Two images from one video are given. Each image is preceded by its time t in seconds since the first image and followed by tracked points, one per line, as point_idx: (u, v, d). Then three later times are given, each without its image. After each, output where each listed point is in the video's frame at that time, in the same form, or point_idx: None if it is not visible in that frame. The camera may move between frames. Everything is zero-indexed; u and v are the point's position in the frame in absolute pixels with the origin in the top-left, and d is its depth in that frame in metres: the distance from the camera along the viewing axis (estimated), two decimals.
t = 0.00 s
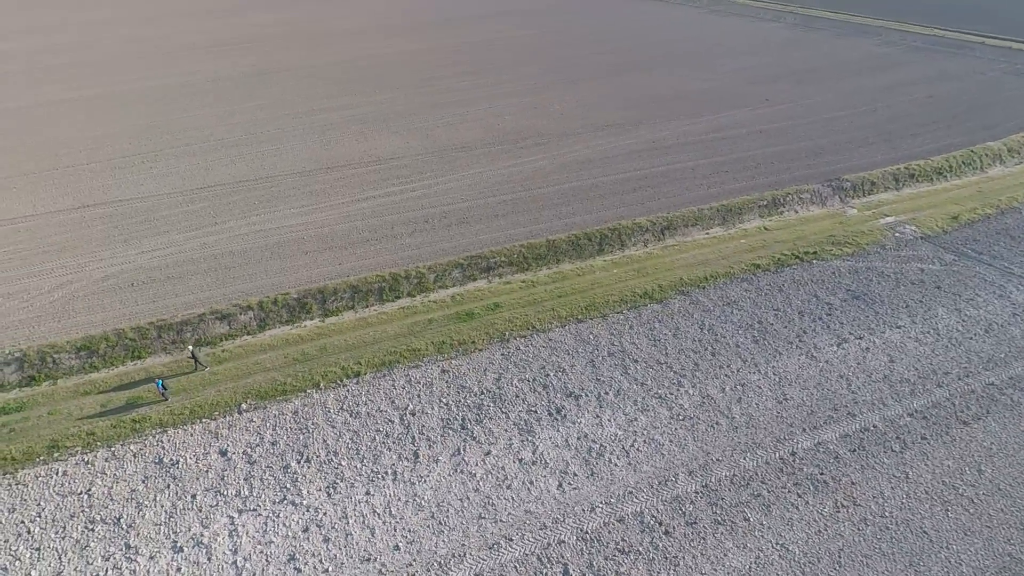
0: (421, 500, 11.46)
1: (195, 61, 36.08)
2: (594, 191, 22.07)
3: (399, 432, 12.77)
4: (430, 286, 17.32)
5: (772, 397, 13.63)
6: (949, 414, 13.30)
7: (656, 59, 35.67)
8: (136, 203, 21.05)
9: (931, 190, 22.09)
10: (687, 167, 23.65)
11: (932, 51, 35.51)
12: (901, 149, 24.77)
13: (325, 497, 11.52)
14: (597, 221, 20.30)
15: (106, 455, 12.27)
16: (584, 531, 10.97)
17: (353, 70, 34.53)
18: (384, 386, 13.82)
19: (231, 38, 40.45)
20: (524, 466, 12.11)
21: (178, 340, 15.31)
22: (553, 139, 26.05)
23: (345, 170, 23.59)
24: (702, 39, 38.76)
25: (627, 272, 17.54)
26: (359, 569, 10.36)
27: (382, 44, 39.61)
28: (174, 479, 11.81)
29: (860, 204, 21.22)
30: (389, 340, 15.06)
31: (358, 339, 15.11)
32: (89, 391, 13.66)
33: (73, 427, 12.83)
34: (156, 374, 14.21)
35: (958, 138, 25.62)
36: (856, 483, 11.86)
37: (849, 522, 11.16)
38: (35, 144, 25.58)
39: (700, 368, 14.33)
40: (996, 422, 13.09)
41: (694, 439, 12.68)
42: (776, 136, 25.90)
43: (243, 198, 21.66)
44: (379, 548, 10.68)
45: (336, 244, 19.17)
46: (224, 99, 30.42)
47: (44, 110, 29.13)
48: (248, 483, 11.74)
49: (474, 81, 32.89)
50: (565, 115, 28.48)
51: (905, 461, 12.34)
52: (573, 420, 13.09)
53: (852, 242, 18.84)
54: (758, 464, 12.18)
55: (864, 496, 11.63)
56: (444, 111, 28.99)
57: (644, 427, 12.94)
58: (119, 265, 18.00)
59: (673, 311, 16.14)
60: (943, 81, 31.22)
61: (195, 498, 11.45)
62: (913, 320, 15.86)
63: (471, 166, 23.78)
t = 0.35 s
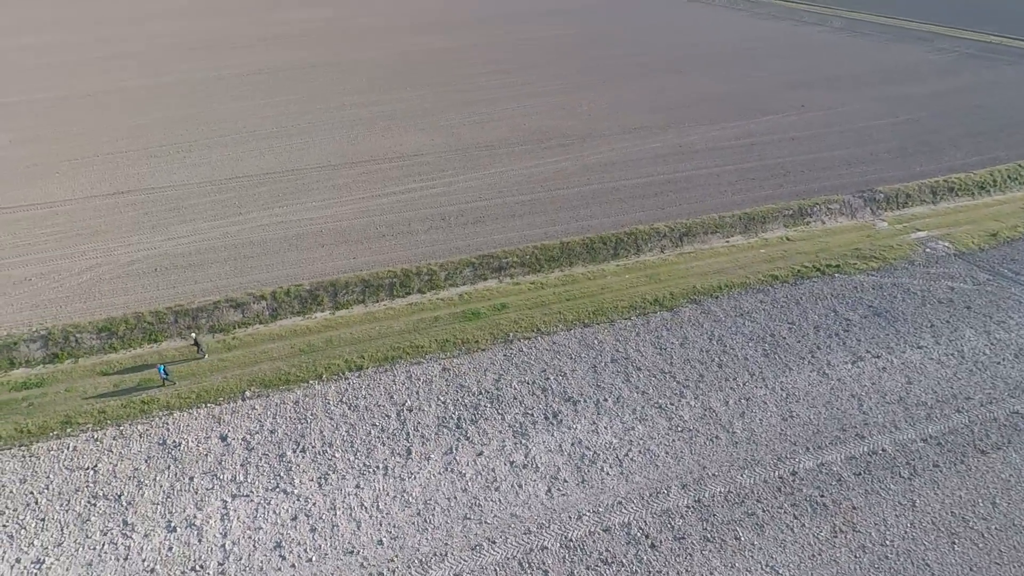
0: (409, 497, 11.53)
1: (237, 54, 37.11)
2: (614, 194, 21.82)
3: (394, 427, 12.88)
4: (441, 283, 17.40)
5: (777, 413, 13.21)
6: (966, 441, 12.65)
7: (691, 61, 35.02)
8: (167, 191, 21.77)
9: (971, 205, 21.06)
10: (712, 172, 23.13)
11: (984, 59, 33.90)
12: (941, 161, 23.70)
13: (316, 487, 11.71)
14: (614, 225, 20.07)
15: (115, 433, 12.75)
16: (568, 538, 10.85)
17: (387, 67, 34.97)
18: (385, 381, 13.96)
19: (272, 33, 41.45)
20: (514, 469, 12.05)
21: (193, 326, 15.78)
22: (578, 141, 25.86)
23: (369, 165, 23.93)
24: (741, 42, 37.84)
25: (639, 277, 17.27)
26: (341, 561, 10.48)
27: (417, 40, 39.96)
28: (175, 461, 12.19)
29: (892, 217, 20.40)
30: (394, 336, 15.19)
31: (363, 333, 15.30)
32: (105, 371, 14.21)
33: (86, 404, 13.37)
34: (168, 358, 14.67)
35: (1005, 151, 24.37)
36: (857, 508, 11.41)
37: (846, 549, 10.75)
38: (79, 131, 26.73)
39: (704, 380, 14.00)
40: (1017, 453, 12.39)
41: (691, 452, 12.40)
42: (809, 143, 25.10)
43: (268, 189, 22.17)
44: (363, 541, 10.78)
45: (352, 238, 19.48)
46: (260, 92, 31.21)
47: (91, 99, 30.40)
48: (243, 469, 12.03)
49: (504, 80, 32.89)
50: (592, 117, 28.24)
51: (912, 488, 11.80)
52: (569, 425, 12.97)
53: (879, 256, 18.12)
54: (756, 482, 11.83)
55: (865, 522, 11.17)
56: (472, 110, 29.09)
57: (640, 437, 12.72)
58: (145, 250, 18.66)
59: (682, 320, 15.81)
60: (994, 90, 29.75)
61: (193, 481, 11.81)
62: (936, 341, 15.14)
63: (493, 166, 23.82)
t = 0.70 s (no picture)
0: (397, 492, 11.60)
1: (277, 49, 38.02)
2: (634, 198, 21.51)
3: (389, 421, 13.00)
4: (451, 281, 17.46)
5: (781, 430, 12.79)
6: (981, 471, 12.02)
7: (728, 64, 34.24)
8: (197, 180, 22.47)
9: (1013, 222, 19.97)
10: (738, 178, 22.57)
11: None
12: (984, 175, 22.59)
13: (308, 477, 11.91)
14: (631, 229, 19.80)
15: (124, 413, 13.23)
16: (551, 545, 10.75)
17: (420, 64, 35.29)
18: (385, 376, 14.11)
19: (312, 28, 42.30)
20: (504, 471, 12.01)
21: (208, 312, 16.23)
22: (604, 142, 25.59)
23: (392, 161, 24.21)
24: (781, 46, 36.78)
25: (650, 283, 16.98)
26: (325, 552, 10.63)
27: (453, 38, 40.18)
28: (177, 443, 12.58)
29: (925, 231, 19.52)
30: (399, 332, 15.31)
31: (369, 327, 15.48)
32: (121, 352, 14.75)
33: (100, 383, 13.90)
34: (181, 342, 15.13)
35: None
36: (856, 534, 10.99)
37: None
38: (122, 120, 27.82)
39: (707, 392, 13.67)
40: None
41: (686, 465, 12.13)
42: (843, 152, 24.26)
43: (293, 181, 22.64)
44: (348, 533, 10.91)
45: (368, 232, 19.74)
46: (295, 86, 31.91)
47: (136, 89, 31.59)
48: (241, 455, 12.33)
49: (535, 79, 32.79)
50: (620, 118, 27.90)
51: (917, 517, 11.29)
52: (563, 430, 12.86)
53: (906, 271, 17.37)
54: (750, 500, 11.50)
55: (862, 549, 10.76)
56: (499, 108, 29.10)
57: (635, 447, 12.51)
58: (171, 237, 19.29)
59: (690, 329, 15.48)
60: None
61: (193, 462, 12.17)
62: (959, 363, 14.41)
63: (514, 166, 23.81)
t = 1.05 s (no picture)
0: (386, 487, 11.70)
1: (316, 43, 38.81)
2: (655, 202, 21.16)
3: (386, 416, 13.12)
4: (462, 279, 17.52)
5: (782, 447, 12.39)
6: (994, 504, 11.41)
7: (766, 68, 33.34)
8: (226, 171, 23.12)
9: None
10: (765, 186, 21.95)
11: None
12: None
13: (302, 466, 12.13)
14: (648, 234, 19.49)
15: (135, 393, 13.71)
16: (532, 550, 10.67)
17: (453, 61, 35.46)
18: (386, 370, 14.24)
19: (351, 24, 42.95)
20: (494, 472, 11.97)
21: (224, 299, 16.69)
22: (629, 145, 25.24)
23: (416, 157, 24.42)
24: (824, 49, 35.56)
25: (662, 290, 16.67)
26: (310, 541, 10.81)
27: (488, 35, 40.27)
28: (181, 425, 12.98)
29: (960, 248, 18.62)
30: (404, 327, 15.43)
31: (375, 321, 15.64)
32: (138, 334, 15.27)
33: (115, 363, 14.42)
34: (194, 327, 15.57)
35: None
36: (851, 561, 10.58)
37: None
38: (162, 110, 28.84)
39: (709, 404, 13.34)
40: None
41: (680, 478, 11.87)
42: (879, 162, 23.34)
43: (318, 174, 23.06)
44: (334, 524, 11.07)
45: (385, 227, 19.95)
46: (329, 81, 32.49)
47: (178, 80, 32.68)
48: (239, 440, 12.64)
49: (566, 78, 32.57)
50: (649, 121, 27.47)
51: (919, 547, 10.79)
52: (557, 434, 12.74)
53: (933, 289, 16.61)
54: (743, 518, 11.19)
55: None
56: (527, 108, 29.02)
57: (629, 456, 12.31)
58: (196, 225, 19.89)
59: (698, 338, 15.15)
60: None
61: (193, 445, 12.54)
62: (982, 389, 13.70)
63: (536, 166, 23.72)
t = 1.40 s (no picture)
0: (376, 481, 11.81)
1: (353, 40, 39.47)
2: (675, 208, 20.79)
3: (383, 410, 13.24)
4: (472, 277, 17.55)
5: (782, 466, 12.00)
6: (1006, 540, 10.79)
7: (806, 73, 32.35)
8: (255, 162, 23.72)
9: None
10: (791, 195, 21.32)
11: None
12: None
13: (296, 455, 12.34)
14: (665, 240, 19.16)
15: (147, 375, 14.17)
16: (514, 554, 10.60)
17: (486, 60, 35.55)
18: (388, 365, 14.37)
19: (390, 21, 43.50)
20: (484, 473, 11.94)
21: (240, 288, 17.12)
22: (655, 149, 24.87)
23: (439, 155, 24.58)
24: (870, 55, 34.26)
25: (673, 298, 16.35)
26: (297, 530, 11.00)
27: (523, 34, 40.20)
28: (186, 408, 13.36)
29: (995, 267, 17.71)
30: (409, 324, 15.53)
31: (382, 316, 15.80)
32: (155, 318, 15.79)
33: (131, 345, 14.93)
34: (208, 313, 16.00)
35: None
36: None
37: None
38: (201, 102, 29.79)
39: (710, 417, 13.01)
40: None
41: (672, 490, 11.62)
42: (916, 173, 22.38)
43: (342, 169, 23.46)
44: (321, 514, 11.24)
45: (402, 223, 20.13)
46: (363, 77, 33.00)
47: (219, 73, 33.70)
48: (240, 426, 12.94)
49: (597, 79, 32.25)
50: (678, 125, 26.99)
51: None
52: (551, 439, 12.63)
53: (961, 309, 15.82)
54: (733, 536, 10.87)
55: None
56: (555, 109, 28.86)
57: (621, 465, 12.11)
58: (221, 214, 20.46)
59: (705, 349, 14.80)
60: None
61: (197, 428, 12.89)
62: (1004, 418, 12.99)
63: (558, 167, 23.58)
